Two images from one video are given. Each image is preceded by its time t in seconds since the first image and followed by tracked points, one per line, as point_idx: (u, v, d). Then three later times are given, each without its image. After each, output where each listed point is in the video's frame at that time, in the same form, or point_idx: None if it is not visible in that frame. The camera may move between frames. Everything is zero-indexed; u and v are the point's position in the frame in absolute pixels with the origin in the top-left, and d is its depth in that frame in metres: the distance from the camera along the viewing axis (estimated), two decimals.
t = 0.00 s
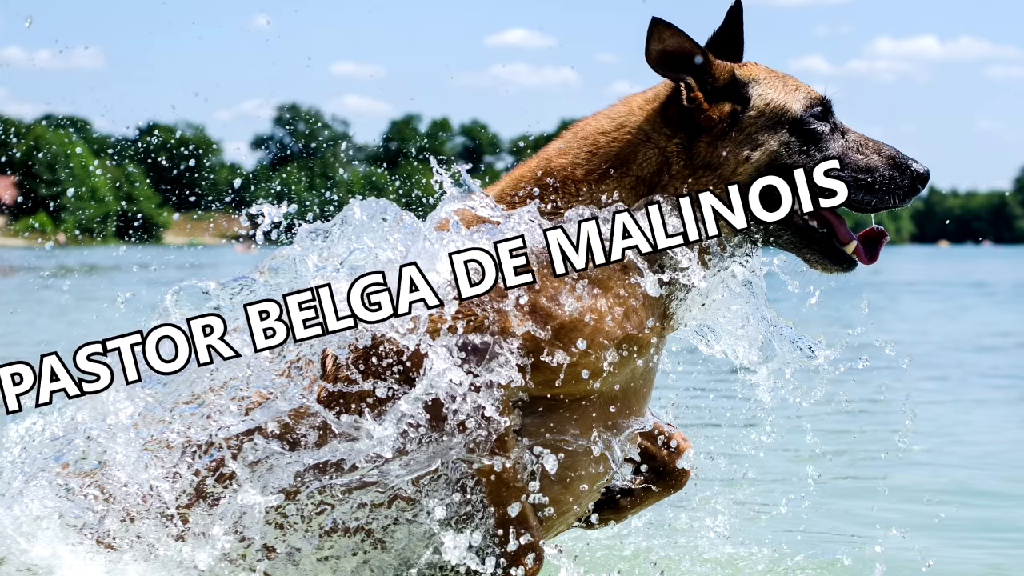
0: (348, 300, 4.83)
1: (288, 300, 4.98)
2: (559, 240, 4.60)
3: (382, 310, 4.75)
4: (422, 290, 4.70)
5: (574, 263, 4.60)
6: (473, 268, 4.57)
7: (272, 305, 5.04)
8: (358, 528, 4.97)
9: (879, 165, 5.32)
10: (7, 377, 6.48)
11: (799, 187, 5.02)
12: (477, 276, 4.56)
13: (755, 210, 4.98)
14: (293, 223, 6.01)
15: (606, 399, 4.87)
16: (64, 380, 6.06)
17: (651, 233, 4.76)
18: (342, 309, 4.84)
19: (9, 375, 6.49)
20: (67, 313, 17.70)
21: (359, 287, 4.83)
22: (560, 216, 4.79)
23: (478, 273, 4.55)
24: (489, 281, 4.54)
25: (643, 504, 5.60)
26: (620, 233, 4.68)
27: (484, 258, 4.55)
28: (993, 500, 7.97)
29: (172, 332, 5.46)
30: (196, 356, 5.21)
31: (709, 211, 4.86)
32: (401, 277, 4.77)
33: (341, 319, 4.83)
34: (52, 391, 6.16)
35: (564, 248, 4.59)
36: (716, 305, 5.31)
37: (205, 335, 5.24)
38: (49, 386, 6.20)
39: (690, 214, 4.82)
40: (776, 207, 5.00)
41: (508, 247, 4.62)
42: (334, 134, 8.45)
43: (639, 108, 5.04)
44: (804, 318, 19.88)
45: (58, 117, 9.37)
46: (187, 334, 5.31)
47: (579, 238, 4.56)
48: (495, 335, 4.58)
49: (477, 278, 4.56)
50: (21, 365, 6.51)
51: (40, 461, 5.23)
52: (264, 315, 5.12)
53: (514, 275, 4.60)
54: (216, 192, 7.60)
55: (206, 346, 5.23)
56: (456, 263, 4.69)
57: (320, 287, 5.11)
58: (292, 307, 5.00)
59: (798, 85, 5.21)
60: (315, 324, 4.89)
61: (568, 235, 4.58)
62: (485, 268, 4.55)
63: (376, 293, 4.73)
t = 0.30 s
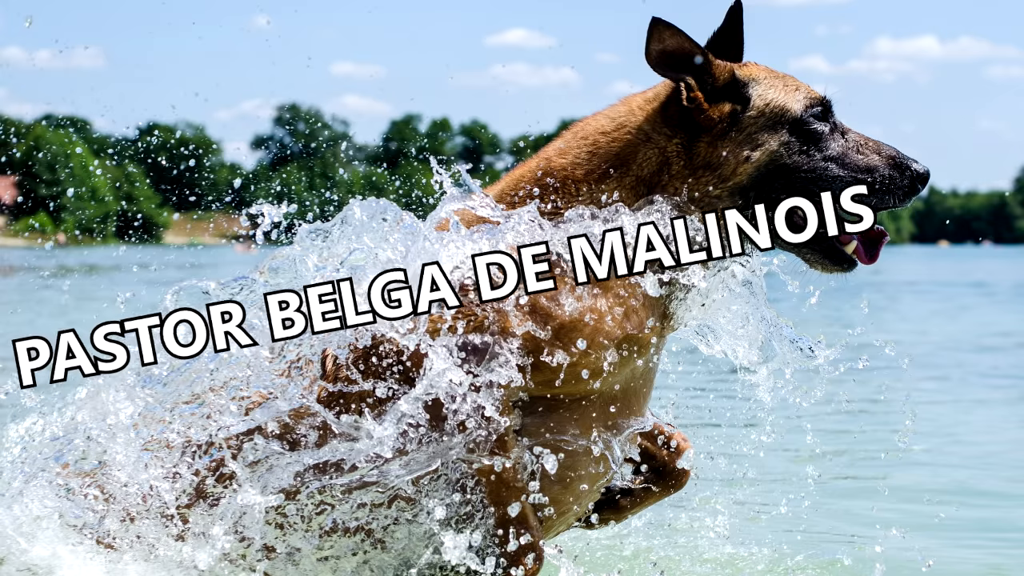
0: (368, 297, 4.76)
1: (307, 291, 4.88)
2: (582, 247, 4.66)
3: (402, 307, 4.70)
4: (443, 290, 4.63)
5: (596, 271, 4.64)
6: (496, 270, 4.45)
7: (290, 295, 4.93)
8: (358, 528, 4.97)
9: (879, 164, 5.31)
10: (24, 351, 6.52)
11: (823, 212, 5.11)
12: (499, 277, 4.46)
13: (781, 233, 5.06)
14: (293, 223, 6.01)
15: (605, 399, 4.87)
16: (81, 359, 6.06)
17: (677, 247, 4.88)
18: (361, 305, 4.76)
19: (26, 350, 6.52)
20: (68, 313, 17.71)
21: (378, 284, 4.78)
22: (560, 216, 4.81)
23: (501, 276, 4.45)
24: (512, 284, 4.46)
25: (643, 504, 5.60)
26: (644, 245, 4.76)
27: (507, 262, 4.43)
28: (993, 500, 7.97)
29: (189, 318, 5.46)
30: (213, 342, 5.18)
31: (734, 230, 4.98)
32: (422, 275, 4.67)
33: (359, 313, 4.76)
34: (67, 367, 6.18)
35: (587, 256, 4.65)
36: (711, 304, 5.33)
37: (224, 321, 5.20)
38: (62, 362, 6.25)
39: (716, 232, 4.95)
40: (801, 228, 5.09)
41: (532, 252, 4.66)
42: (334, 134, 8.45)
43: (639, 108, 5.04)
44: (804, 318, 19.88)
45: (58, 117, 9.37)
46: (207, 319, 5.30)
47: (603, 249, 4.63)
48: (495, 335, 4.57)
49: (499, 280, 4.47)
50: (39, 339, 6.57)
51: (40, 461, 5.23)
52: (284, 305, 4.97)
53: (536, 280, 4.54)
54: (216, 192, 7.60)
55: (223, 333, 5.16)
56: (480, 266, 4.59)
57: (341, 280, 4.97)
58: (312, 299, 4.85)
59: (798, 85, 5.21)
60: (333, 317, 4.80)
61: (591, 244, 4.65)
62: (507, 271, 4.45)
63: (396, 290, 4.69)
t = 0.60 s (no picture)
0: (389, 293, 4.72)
1: (330, 282, 4.87)
2: (605, 256, 4.68)
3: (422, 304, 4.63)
4: (464, 290, 4.63)
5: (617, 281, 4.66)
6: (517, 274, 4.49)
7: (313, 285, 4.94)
8: (358, 528, 4.97)
9: (879, 164, 5.31)
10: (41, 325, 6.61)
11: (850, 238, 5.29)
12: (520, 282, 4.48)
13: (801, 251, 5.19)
14: (293, 223, 6.01)
15: (605, 399, 4.87)
16: (99, 336, 6.06)
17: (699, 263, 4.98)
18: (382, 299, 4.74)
19: (44, 324, 6.62)
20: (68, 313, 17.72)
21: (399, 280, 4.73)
22: (560, 216, 4.80)
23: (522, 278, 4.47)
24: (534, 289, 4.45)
25: (643, 504, 5.60)
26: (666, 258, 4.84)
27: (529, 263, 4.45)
28: (993, 500, 7.97)
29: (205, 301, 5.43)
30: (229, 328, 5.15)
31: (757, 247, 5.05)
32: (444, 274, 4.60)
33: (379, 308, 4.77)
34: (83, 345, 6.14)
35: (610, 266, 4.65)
36: (717, 304, 5.37)
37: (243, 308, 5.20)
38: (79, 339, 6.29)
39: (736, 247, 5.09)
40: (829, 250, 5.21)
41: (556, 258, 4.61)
42: (334, 134, 8.44)
43: (639, 108, 5.04)
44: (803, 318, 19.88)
45: (58, 117, 9.37)
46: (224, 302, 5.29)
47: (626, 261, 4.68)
48: (495, 335, 4.57)
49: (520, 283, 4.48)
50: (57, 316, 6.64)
51: (40, 461, 5.23)
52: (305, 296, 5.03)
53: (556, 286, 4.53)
54: (216, 192, 7.60)
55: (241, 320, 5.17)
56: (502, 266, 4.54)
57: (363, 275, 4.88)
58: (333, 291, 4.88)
59: (798, 85, 5.21)
60: (354, 310, 4.84)
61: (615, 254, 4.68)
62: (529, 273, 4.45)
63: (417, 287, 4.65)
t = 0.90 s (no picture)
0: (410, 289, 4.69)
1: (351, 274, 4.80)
2: (628, 264, 4.74)
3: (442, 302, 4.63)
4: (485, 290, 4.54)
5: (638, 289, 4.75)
6: (539, 276, 4.53)
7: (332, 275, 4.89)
8: (358, 528, 4.98)
9: (879, 164, 5.31)
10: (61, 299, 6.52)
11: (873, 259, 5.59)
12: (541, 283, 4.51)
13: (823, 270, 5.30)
14: (293, 223, 6.01)
15: (605, 399, 4.87)
16: (117, 313, 6.02)
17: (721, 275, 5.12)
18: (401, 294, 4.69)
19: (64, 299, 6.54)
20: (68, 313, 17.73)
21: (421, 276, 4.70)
22: (560, 216, 4.80)
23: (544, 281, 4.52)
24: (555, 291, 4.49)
25: (643, 504, 5.60)
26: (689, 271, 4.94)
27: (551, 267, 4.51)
28: (992, 500, 7.97)
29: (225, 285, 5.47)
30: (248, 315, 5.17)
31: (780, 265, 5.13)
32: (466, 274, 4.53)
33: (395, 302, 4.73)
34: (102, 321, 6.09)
35: (631, 274, 4.72)
36: (718, 305, 5.35)
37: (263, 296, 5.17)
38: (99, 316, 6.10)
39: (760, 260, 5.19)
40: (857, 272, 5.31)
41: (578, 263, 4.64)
42: (334, 134, 8.44)
43: (639, 108, 5.04)
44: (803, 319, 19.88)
45: (58, 117, 9.38)
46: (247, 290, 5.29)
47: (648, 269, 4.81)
48: (495, 335, 4.57)
49: (542, 286, 4.51)
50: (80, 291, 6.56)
51: (40, 461, 5.23)
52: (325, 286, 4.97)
53: (578, 291, 4.55)
54: (217, 192, 7.60)
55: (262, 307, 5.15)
56: (522, 270, 4.56)
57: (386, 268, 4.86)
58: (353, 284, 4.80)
59: (798, 85, 5.21)
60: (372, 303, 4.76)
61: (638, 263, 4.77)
62: (551, 275, 4.50)
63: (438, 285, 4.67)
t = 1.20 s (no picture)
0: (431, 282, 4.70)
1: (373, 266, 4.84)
2: (649, 275, 4.83)
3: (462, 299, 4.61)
4: (505, 290, 4.54)
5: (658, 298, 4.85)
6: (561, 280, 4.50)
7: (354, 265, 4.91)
8: (358, 528, 4.98)
9: (879, 164, 5.31)
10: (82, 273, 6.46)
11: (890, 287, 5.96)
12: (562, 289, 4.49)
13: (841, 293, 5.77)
14: (293, 223, 6.00)
15: (605, 399, 4.87)
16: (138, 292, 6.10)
17: (742, 291, 5.44)
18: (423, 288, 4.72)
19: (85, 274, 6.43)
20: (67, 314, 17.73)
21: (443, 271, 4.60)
22: (560, 216, 4.80)
23: (565, 286, 4.49)
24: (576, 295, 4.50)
25: (643, 504, 5.60)
26: (710, 283, 5.18)
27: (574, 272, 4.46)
28: (993, 500, 7.97)
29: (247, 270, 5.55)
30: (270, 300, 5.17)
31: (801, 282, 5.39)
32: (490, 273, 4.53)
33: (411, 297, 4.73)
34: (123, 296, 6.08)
35: (653, 283, 4.82)
36: (719, 306, 5.35)
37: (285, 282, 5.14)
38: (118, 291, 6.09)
39: (784, 279, 5.88)
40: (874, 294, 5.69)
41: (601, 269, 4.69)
42: (334, 134, 8.43)
43: (639, 108, 5.04)
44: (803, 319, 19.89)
45: (59, 117, 9.38)
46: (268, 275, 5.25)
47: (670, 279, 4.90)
48: (495, 335, 4.57)
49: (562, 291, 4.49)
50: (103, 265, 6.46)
51: (40, 461, 5.23)
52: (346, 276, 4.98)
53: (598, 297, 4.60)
54: (217, 192, 7.60)
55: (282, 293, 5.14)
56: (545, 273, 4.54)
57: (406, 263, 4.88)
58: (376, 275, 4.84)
59: (798, 85, 5.21)
60: (393, 296, 4.75)
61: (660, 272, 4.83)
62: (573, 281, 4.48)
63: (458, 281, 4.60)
